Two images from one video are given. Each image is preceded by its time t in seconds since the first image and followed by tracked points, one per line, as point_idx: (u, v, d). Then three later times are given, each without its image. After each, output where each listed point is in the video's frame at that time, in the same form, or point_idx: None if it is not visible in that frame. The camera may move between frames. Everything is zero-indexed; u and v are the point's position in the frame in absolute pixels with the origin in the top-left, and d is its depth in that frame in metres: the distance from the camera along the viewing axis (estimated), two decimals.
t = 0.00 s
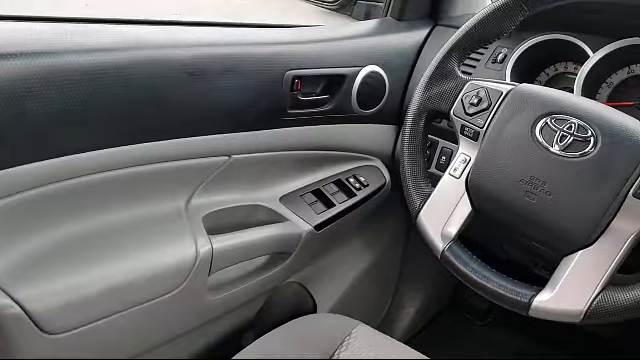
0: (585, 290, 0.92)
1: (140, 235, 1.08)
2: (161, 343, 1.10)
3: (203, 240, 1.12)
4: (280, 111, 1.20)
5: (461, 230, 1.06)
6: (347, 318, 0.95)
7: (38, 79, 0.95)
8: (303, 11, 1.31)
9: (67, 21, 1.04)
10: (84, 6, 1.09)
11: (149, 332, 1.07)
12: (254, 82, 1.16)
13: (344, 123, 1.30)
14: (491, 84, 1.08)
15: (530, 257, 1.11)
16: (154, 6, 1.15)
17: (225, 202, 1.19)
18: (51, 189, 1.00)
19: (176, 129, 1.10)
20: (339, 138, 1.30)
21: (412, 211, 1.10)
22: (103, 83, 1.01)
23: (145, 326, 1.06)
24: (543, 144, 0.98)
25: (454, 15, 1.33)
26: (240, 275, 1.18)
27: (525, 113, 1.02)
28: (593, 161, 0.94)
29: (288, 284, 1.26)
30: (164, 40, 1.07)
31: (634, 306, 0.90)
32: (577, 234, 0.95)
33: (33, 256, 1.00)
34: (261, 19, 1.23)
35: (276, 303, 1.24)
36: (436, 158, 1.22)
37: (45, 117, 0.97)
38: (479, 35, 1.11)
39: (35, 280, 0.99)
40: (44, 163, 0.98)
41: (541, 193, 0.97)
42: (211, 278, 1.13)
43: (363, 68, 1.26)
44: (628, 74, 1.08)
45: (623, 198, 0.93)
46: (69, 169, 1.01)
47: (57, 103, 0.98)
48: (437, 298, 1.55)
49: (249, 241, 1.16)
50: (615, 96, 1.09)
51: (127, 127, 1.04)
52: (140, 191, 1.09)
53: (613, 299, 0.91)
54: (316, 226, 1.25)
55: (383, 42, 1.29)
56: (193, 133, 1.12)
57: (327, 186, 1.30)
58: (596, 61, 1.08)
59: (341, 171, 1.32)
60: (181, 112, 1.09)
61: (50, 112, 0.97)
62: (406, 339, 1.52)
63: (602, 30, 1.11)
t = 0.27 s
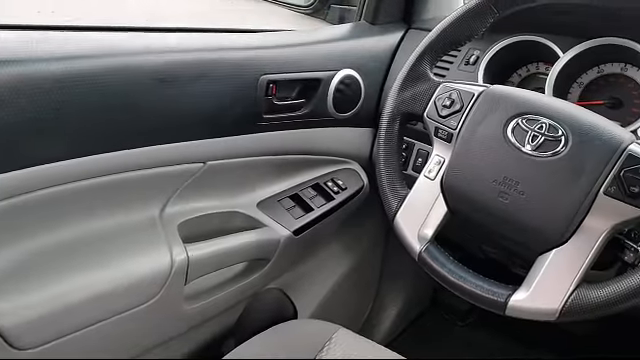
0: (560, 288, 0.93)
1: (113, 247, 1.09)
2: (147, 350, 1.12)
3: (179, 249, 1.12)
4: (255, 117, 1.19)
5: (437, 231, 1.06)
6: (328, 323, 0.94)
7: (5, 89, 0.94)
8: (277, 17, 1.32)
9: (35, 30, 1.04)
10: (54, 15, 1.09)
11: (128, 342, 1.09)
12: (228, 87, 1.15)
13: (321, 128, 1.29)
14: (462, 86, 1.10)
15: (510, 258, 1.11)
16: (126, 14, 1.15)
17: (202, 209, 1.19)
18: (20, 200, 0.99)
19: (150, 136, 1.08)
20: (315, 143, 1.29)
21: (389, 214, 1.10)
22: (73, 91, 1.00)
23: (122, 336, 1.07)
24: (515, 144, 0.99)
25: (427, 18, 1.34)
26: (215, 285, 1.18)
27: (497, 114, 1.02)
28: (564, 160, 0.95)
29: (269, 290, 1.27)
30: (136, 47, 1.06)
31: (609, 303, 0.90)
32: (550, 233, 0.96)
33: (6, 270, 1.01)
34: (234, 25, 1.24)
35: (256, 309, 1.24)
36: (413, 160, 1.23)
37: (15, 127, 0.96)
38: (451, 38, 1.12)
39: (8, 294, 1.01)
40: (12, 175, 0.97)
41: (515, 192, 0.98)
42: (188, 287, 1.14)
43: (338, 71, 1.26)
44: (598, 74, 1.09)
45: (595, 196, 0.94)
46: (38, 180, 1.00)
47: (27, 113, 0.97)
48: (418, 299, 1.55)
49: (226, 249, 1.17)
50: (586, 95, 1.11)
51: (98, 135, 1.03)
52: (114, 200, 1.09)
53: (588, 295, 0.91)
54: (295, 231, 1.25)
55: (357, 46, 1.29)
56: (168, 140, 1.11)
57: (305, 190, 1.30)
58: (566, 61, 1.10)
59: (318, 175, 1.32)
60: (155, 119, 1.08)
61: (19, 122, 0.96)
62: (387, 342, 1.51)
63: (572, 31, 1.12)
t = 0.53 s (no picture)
0: (536, 282, 0.93)
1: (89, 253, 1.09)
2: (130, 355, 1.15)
3: (156, 255, 1.12)
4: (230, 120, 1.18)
5: (415, 230, 1.07)
6: (309, 326, 0.93)
7: None
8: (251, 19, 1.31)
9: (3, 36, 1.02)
10: (23, 21, 1.07)
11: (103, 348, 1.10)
12: (203, 90, 1.14)
13: (298, 129, 1.28)
14: (437, 85, 1.10)
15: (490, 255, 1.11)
16: (97, 19, 1.14)
17: (180, 214, 1.19)
18: None
19: (125, 141, 1.07)
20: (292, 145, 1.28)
21: (368, 214, 1.10)
22: (43, 97, 0.98)
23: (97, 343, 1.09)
24: (489, 142, 0.99)
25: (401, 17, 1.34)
26: (193, 291, 1.19)
27: (471, 112, 1.03)
28: (538, 156, 0.96)
29: (250, 294, 1.28)
30: (107, 52, 1.05)
31: (585, 296, 0.91)
32: (525, 228, 0.97)
33: None
34: (208, 28, 1.23)
35: (236, 313, 1.24)
36: (391, 160, 1.23)
37: None
38: (424, 38, 1.12)
39: None
40: None
41: (490, 189, 0.99)
42: (165, 293, 1.15)
43: (313, 72, 1.26)
44: (571, 70, 1.10)
45: (569, 191, 0.95)
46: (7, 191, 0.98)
47: None
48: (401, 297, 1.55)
49: (204, 254, 1.17)
50: (560, 91, 1.12)
51: (71, 141, 1.02)
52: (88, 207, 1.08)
53: (564, 290, 0.92)
54: (274, 234, 1.25)
55: (332, 47, 1.29)
56: (142, 145, 1.10)
57: (284, 193, 1.29)
58: (540, 57, 1.10)
59: (297, 176, 1.31)
60: (129, 124, 1.07)
61: None
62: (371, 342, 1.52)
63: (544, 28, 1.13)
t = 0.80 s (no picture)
0: (505, 277, 0.95)
1: (57, 261, 1.08)
2: None
3: (124, 262, 1.12)
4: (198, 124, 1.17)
5: (385, 229, 1.07)
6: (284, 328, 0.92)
7: None
8: (217, 21, 1.31)
9: None
10: None
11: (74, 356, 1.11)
12: (169, 94, 1.13)
13: (267, 131, 1.28)
14: (403, 84, 1.10)
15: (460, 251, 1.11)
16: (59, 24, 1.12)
17: (149, 220, 1.18)
18: None
19: (89, 147, 1.06)
20: (260, 147, 1.27)
21: (337, 215, 1.10)
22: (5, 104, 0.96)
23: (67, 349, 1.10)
24: (454, 139, 1.01)
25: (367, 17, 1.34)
26: (166, 296, 1.20)
27: (436, 110, 1.04)
28: (502, 152, 0.98)
29: (223, 298, 1.28)
30: (69, 57, 1.03)
31: (552, 290, 0.92)
32: (492, 224, 0.99)
33: None
34: (173, 30, 1.22)
35: (209, 317, 1.25)
36: (361, 159, 1.23)
37: None
38: (389, 37, 1.12)
39: None
40: None
41: (456, 186, 1.00)
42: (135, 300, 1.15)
43: (281, 73, 1.25)
44: (534, 66, 1.11)
45: (533, 186, 0.96)
46: None
47: None
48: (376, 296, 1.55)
49: (173, 260, 1.17)
50: (524, 87, 1.12)
51: (34, 148, 1.00)
52: (51, 214, 1.06)
53: (532, 283, 0.93)
54: (245, 237, 1.25)
55: (299, 47, 1.29)
56: (108, 150, 1.08)
57: (253, 195, 1.29)
58: (504, 54, 1.11)
59: (267, 178, 1.31)
60: (94, 129, 1.05)
61: None
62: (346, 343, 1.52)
63: (508, 26, 1.13)
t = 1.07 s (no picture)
0: (466, 272, 0.96)
1: (16, 272, 1.06)
2: None
3: (84, 271, 1.10)
4: (156, 128, 1.16)
5: (348, 228, 1.07)
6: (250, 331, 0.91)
7: None
8: (175, 25, 1.30)
9: None
10: None
11: None
12: (126, 99, 1.12)
13: (229, 134, 1.27)
14: (362, 84, 1.10)
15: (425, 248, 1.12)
16: (11, 29, 1.10)
17: (110, 227, 1.16)
18: None
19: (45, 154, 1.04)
20: (222, 150, 1.27)
21: (301, 216, 1.10)
22: None
23: None
24: (414, 137, 1.01)
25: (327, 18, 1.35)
26: (128, 304, 1.18)
27: (395, 109, 1.05)
28: (460, 149, 0.99)
29: (189, 304, 1.26)
30: (23, 62, 1.00)
31: (512, 283, 0.94)
32: (453, 220, 0.99)
33: None
34: (131, 34, 1.21)
35: (176, 323, 1.24)
36: (325, 160, 1.24)
37: None
38: (347, 38, 1.13)
39: None
40: None
41: (417, 183, 1.01)
42: (97, 309, 1.13)
43: (241, 75, 1.25)
44: (490, 63, 1.13)
45: (492, 181, 0.98)
46: None
47: None
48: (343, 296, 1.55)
49: (135, 267, 1.15)
50: (482, 84, 1.14)
51: None
52: (8, 225, 1.04)
53: (493, 277, 0.95)
54: (209, 242, 1.24)
55: (259, 49, 1.29)
56: (65, 157, 1.06)
57: (216, 199, 1.28)
58: (461, 52, 1.11)
59: (230, 182, 1.30)
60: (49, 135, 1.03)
61: None
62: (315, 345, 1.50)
63: (464, 24, 1.15)
